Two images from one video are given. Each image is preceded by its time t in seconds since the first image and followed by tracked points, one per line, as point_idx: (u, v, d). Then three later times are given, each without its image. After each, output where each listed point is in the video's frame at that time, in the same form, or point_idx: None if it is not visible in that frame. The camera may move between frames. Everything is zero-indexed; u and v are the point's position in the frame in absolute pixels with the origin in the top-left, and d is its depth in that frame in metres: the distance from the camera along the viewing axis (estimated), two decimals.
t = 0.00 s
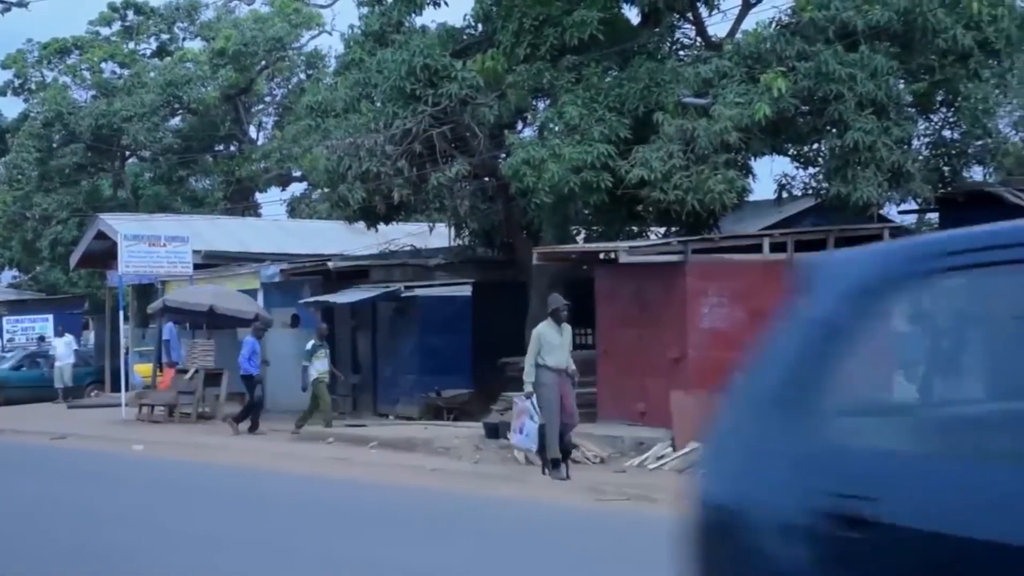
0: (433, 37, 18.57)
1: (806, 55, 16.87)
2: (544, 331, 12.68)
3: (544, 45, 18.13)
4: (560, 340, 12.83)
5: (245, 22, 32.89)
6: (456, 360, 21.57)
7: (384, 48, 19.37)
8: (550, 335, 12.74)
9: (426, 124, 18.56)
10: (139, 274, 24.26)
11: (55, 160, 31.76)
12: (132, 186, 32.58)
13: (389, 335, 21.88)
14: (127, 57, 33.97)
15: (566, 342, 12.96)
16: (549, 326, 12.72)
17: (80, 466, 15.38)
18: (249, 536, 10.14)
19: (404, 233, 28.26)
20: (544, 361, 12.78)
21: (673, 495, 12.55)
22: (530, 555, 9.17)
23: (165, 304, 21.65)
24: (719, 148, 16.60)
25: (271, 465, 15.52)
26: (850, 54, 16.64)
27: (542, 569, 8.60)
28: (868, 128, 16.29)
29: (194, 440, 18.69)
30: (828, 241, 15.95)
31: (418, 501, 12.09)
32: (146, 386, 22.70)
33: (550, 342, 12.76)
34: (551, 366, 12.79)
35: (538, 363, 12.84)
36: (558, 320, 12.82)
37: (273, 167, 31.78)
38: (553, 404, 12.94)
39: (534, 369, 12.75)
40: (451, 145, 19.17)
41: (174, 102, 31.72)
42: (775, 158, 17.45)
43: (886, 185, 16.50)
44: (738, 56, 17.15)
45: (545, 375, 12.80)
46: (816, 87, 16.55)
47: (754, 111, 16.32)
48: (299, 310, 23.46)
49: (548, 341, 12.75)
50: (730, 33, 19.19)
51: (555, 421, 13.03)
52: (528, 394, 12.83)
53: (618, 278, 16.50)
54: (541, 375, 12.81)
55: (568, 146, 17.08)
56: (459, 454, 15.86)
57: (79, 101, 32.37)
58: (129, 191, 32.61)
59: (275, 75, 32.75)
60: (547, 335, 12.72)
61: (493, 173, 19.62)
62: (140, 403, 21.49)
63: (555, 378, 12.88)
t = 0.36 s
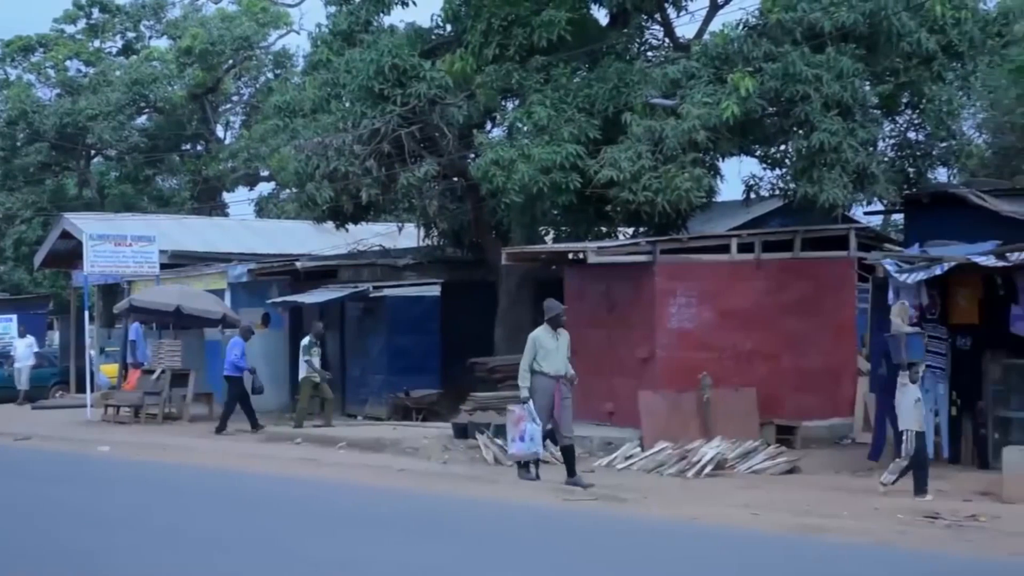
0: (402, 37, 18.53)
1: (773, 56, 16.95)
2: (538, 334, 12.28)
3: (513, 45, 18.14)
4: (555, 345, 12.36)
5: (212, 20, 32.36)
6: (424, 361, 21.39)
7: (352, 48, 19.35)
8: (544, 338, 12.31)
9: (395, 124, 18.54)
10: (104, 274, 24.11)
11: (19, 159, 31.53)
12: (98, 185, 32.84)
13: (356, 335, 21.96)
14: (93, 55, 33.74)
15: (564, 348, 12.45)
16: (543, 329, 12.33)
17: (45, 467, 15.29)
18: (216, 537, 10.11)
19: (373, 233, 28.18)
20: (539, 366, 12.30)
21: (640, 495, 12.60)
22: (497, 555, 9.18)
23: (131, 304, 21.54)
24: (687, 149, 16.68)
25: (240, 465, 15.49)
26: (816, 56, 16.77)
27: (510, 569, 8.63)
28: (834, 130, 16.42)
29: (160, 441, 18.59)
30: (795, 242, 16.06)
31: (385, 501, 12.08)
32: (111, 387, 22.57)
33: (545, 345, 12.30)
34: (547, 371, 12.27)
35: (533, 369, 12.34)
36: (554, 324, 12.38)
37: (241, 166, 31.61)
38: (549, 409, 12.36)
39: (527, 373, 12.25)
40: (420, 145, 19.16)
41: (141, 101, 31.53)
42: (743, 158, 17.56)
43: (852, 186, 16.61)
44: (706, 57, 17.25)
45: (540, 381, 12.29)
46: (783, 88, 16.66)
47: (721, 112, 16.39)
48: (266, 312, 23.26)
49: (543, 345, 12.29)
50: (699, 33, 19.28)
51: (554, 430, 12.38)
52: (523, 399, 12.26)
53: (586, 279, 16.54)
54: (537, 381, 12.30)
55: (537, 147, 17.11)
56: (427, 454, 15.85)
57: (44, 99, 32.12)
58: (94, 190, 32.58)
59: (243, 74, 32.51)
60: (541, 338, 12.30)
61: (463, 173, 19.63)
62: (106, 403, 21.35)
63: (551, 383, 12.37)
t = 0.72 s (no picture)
0: (371, 37, 18.51)
1: (740, 57, 17.05)
2: (536, 334, 12.21)
3: (482, 45, 18.17)
4: (554, 346, 12.26)
5: (178, 19, 32.35)
6: (394, 360, 21.60)
7: (320, 47, 19.31)
8: (543, 339, 12.22)
9: (363, 124, 18.49)
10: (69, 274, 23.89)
11: None
12: (64, 183, 32.36)
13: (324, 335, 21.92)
14: (58, 53, 33.48)
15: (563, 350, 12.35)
16: (541, 330, 12.26)
17: (11, 467, 15.18)
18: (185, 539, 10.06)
19: (342, 234, 28.08)
20: (536, 367, 12.19)
21: (610, 495, 12.62)
22: (467, 555, 9.18)
23: (97, 303, 21.37)
24: (655, 150, 16.74)
25: (208, 465, 15.44)
26: (783, 57, 16.88)
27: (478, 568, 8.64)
28: (801, 131, 16.52)
29: (125, 442, 18.46)
30: (763, 242, 16.13)
31: (354, 501, 12.06)
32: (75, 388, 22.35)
33: (543, 346, 12.21)
34: (544, 372, 12.16)
35: (531, 371, 12.23)
36: (553, 326, 12.30)
37: (209, 166, 31.41)
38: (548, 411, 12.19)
39: (524, 373, 12.15)
40: (389, 145, 19.10)
41: (107, 99, 31.33)
42: (711, 158, 17.70)
43: (818, 186, 16.70)
44: (674, 58, 17.33)
45: (539, 383, 12.17)
46: (750, 89, 16.75)
47: (690, 113, 16.46)
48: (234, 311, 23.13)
49: (541, 346, 12.20)
50: (667, 35, 19.37)
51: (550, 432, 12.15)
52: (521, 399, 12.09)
53: (556, 280, 16.58)
54: (534, 382, 12.17)
55: (506, 147, 17.10)
56: (396, 454, 15.82)
57: (8, 97, 31.84)
58: (60, 189, 32.40)
59: (210, 73, 32.43)
60: (539, 339, 12.21)
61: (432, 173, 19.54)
62: (71, 404, 21.17)
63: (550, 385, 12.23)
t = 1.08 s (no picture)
0: (339, 36, 18.48)
1: (708, 59, 17.12)
2: (530, 338, 11.84)
3: (451, 45, 18.16)
4: (550, 350, 11.88)
5: (144, 16, 31.69)
6: (364, 360, 21.48)
7: (288, 46, 19.25)
8: (538, 343, 11.85)
9: (332, 123, 18.43)
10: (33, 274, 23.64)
11: None
12: (27, 183, 32.72)
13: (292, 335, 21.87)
14: (23, 50, 33.18)
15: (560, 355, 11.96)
16: (535, 334, 11.89)
17: None
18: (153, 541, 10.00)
19: (309, 233, 27.96)
20: (534, 372, 11.77)
21: (578, 495, 12.65)
22: (437, 556, 9.16)
23: (63, 304, 21.20)
24: (624, 150, 16.78)
25: (175, 465, 15.37)
26: (751, 58, 16.96)
27: (450, 568, 8.63)
28: (769, 132, 16.60)
29: (91, 443, 18.34)
30: (731, 243, 16.22)
31: (323, 502, 12.02)
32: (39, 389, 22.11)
33: (540, 351, 11.82)
34: (543, 376, 11.74)
35: (529, 377, 11.81)
36: (547, 330, 11.94)
37: (176, 165, 31.18)
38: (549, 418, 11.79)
39: (522, 378, 11.73)
40: (357, 145, 19.06)
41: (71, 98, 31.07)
42: (680, 159, 17.72)
43: (785, 187, 16.82)
44: (642, 59, 17.39)
45: (537, 389, 11.76)
46: (717, 90, 16.82)
47: (658, 115, 16.56)
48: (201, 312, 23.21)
49: (537, 351, 11.81)
50: (636, 36, 19.42)
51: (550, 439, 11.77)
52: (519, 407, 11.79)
53: (524, 278, 16.59)
54: (533, 387, 11.76)
55: (474, 147, 17.10)
56: (364, 454, 15.78)
57: None
58: (24, 188, 32.24)
59: (177, 72, 32.05)
60: (534, 343, 11.84)
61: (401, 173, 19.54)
62: (36, 405, 20.98)
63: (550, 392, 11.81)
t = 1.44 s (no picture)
0: (306, 36, 18.43)
1: (675, 60, 17.21)
2: (519, 337, 11.79)
3: (418, 45, 18.16)
4: (538, 349, 11.85)
5: (108, 14, 31.54)
6: (331, 360, 21.45)
7: (255, 45, 19.18)
8: (527, 342, 11.81)
9: (298, 123, 18.37)
10: None
11: None
12: None
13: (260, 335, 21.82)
14: None
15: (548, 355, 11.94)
16: (524, 333, 11.84)
17: None
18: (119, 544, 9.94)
19: (275, 234, 27.86)
20: (522, 371, 11.75)
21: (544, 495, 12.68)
22: (406, 556, 9.14)
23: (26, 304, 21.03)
24: (592, 151, 16.82)
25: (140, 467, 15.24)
26: (717, 60, 17.06)
27: (418, 568, 8.62)
28: (735, 133, 16.69)
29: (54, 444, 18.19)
30: (698, 244, 16.27)
31: (289, 503, 11.97)
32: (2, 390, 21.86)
33: (529, 350, 11.78)
34: (530, 376, 11.73)
35: (516, 376, 11.78)
36: (537, 329, 11.89)
37: (140, 164, 30.95)
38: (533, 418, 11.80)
39: (509, 378, 11.70)
40: (324, 145, 19.00)
41: (34, 96, 30.79)
42: (646, 160, 17.78)
43: (752, 189, 16.94)
44: (609, 59, 17.45)
45: (524, 389, 11.73)
46: (684, 92, 16.90)
47: (626, 115, 16.61)
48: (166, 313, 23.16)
49: (525, 350, 11.78)
50: (603, 37, 19.49)
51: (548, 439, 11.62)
52: (506, 407, 11.73)
53: (491, 278, 16.65)
54: (520, 387, 11.73)
55: (442, 147, 17.08)
56: (332, 455, 15.74)
57: None
58: None
59: (142, 70, 31.75)
60: (523, 342, 11.80)
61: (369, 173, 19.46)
62: None
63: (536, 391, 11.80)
